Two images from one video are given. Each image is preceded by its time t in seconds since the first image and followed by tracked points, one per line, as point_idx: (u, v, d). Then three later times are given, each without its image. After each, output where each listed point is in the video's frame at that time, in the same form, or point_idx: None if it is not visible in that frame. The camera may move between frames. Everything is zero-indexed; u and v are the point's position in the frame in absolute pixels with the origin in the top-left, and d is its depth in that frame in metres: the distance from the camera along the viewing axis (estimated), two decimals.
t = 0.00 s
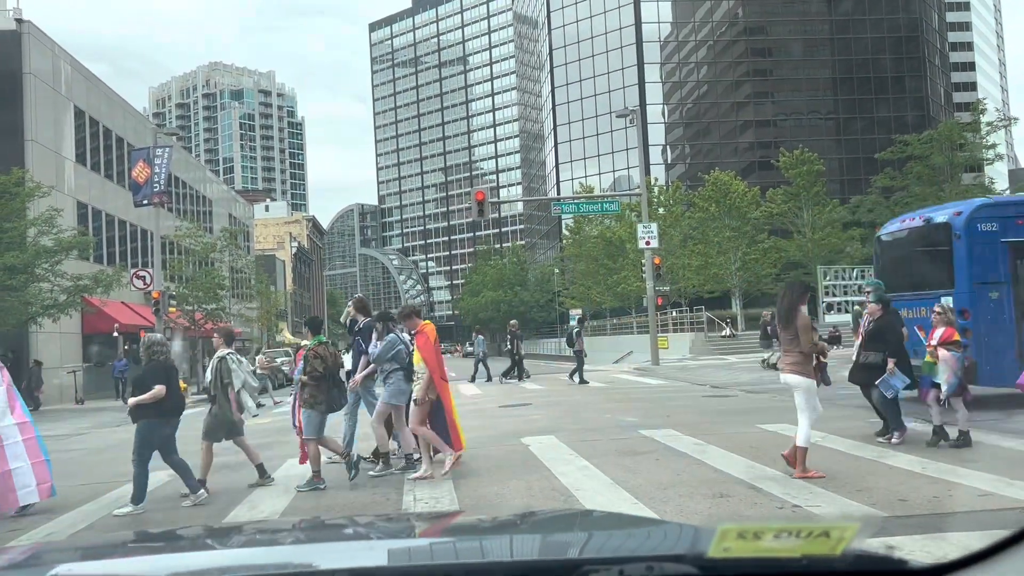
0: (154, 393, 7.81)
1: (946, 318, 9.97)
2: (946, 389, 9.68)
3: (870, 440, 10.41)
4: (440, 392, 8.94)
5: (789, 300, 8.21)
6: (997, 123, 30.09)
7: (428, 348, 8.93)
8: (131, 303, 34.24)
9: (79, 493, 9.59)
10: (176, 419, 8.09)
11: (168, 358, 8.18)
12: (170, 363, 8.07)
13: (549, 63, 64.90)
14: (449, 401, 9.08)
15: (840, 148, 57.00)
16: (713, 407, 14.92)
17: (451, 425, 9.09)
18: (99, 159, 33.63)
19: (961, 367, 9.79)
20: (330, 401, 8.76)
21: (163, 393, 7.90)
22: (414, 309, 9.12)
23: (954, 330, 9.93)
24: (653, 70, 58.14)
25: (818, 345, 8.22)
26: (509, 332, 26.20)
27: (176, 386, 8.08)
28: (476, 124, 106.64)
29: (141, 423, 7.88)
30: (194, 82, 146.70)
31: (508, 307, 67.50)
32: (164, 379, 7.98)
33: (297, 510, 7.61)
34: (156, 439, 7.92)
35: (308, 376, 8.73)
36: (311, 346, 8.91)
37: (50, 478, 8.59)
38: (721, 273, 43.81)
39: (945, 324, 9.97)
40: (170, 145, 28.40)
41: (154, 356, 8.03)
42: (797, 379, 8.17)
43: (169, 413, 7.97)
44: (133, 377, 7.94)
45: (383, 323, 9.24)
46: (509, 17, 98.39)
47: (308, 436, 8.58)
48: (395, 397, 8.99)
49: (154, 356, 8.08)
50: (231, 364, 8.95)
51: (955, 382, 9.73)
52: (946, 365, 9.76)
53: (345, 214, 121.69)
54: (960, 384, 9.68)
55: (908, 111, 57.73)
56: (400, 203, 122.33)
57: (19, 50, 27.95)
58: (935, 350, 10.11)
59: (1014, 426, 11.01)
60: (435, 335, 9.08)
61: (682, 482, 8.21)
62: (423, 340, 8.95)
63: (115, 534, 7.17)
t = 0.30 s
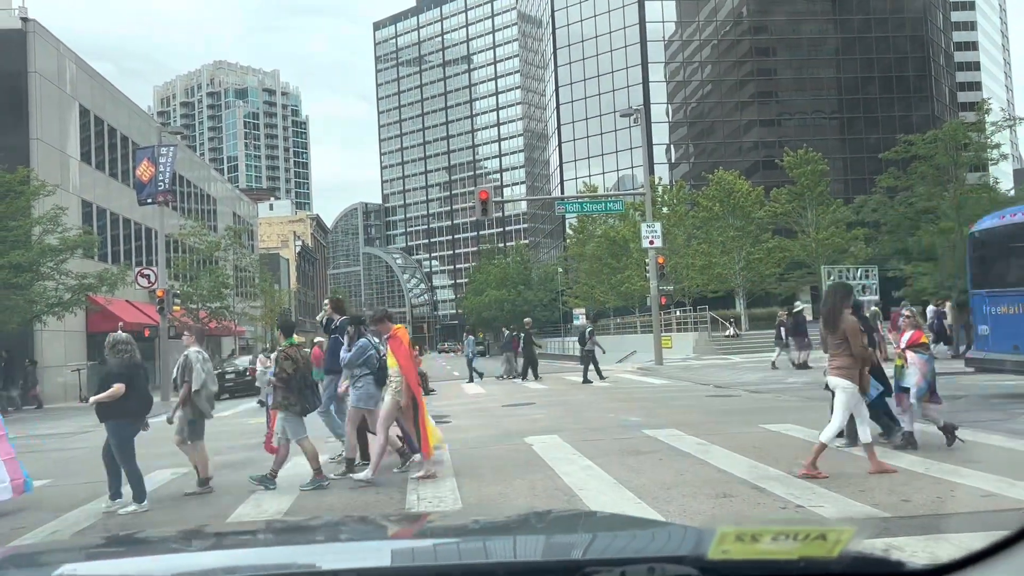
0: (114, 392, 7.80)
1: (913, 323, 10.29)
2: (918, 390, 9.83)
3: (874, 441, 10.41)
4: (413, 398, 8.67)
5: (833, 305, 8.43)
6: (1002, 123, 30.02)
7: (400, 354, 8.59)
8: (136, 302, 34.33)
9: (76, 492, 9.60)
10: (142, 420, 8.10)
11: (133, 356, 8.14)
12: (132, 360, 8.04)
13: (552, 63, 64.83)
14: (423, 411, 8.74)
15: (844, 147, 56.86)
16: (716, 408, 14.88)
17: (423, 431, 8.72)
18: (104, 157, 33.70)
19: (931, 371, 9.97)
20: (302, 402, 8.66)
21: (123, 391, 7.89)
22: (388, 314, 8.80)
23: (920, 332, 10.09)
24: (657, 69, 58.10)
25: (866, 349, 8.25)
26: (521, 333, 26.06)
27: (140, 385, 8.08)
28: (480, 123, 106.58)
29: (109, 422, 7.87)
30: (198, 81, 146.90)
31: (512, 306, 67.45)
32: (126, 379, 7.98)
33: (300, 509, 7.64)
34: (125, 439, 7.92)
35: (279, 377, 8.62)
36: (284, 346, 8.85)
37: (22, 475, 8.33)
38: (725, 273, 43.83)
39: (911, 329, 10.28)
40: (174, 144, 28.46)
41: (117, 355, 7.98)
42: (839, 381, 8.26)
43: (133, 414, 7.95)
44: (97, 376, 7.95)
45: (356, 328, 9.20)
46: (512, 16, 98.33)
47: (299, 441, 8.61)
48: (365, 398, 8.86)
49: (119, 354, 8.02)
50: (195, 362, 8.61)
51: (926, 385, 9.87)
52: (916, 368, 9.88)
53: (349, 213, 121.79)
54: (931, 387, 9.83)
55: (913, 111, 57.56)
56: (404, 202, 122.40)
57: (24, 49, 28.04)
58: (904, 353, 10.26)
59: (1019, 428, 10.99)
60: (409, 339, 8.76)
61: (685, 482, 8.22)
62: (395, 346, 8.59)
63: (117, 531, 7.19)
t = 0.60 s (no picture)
0: (79, 397, 7.88)
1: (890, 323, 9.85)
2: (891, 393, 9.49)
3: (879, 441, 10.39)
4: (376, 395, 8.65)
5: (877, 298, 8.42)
6: (1006, 123, 29.97)
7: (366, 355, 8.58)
8: (139, 300, 34.40)
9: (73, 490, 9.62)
10: (108, 422, 8.18)
11: (99, 359, 8.21)
12: (97, 364, 8.12)
13: (555, 63, 64.77)
14: (390, 404, 8.91)
15: (848, 147, 56.79)
16: (719, 408, 14.81)
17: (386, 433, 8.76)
18: (107, 156, 33.76)
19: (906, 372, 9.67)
20: (271, 402, 8.82)
21: (89, 396, 7.97)
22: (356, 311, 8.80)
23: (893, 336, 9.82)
24: (660, 69, 58.02)
25: (901, 338, 8.24)
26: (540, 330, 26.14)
27: (106, 389, 8.16)
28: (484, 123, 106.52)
29: (73, 428, 7.93)
30: (202, 80, 147.00)
31: (514, 305, 67.32)
32: (91, 383, 8.06)
33: (302, 507, 7.65)
34: (91, 441, 8.02)
35: (253, 377, 8.80)
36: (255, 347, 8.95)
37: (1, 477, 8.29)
38: (728, 273, 43.80)
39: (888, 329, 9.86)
40: (177, 142, 28.48)
41: (83, 360, 8.05)
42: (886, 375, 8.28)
43: (98, 418, 8.04)
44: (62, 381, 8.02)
45: (325, 325, 9.13)
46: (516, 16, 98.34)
47: (246, 437, 8.65)
48: (339, 398, 8.84)
49: (85, 359, 8.09)
50: (165, 366, 8.66)
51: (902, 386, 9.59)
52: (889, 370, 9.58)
53: (351, 213, 121.86)
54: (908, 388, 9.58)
55: (917, 111, 57.46)
56: (407, 202, 122.42)
57: (28, 47, 28.07)
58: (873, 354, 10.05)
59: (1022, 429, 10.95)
60: (377, 338, 8.68)
61: (687, 481, 8.20)
62: (361, 344, 8.55)
63: (116, 528, 7.21)
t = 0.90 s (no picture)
0: (47, 397, 7.83)
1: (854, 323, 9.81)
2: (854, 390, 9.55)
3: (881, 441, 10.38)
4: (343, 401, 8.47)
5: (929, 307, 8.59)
6: (1008, 123, 29.94)
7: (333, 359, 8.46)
8: (141, 299, 34.46)
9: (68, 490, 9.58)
10: (75, 423, 8.14)
11: (65, 359, 8.14)
12: (64, 364, 8.06)
13: (557, 62, 64.70)
14: (354, 415, 8.52)
15: (850, 147, 56.73)
16: (722, 408, 14.78)
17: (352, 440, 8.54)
18: (110, 155, 33.78)
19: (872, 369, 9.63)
20: (240, 407, 8.77)
21: (57, 397, 7.92)
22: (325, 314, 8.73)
23: (863, 334, 9.72)
24: (662, 68, 58.00)
25: (952, 342, 8.44)
26: (552, 329, 26.17)
27: (73, 389, 8.11)
28: (486, 122, 106.43)
29: (38, 428, 7.89)
30: (204, 79, 146.95)
31: (516, 305, 67.29)
32: (58, 382, 7.99)
33: (303, 506, 7.66)
34: (57, 441, 7.98)
35: (221, 381, 8.75)
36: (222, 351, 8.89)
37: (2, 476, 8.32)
38: (730, 273, 43.72)
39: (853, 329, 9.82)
40: (179, 142, 28.46)
41: (49, 361, 7.99)
42: (942, 376, 8.38)
43: (63, 419, 7.98)
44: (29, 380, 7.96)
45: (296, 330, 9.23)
46: (518, 15, 98.35)
47: (214, 441, 8.63)
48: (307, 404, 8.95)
49: (50, 359, 8.03)
50: (136, 362, 8.74)
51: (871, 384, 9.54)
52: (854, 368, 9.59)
53: (354, 212, 121.92)
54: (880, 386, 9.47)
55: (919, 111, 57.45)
56: (409, 201, 122.44)
57: (31, 46, 28.13)
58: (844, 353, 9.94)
59: None
60: (346, 342, 8.53)
61: (689, 481, 8.20)
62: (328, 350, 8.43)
63: (118, 527, 7.24)
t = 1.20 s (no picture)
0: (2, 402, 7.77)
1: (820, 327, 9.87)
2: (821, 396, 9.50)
3: (883, 440, 10.38)
4: (303, 397, 8.78)
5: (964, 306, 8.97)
6: (1010, 122, 29.93)
7: (297, 357, 8.76)
8: (141, 299, 34.45)
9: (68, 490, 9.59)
10: (27, 426, 8.06)
11: (22, 363, 8.07)
12: (22, 367, 8.00)
13: (558, 61, 64.63)
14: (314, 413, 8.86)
15: (851, 146, 56.75)
16: (723, 408, 14.76)
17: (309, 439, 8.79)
18: (110, 154, 33.78)
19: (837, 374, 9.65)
20: (203, 408, 8.77)
21: (11, 401, 7.86)
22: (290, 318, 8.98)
23: (828, 338, 9.74)
24: (663, 67, 57.98)
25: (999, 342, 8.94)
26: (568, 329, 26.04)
27: (28, 393, 8.04)
28: (486, 121, 106.43)
29: None
30: (205, 79, 146.91)
31: (517, 304, 67.28)
32: (13, 387, 7.93)
33: (305, 506, 7.66)
34: (13, 444, 7.94)
35: (181, 381, 8.73)
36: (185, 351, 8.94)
37: None
38: (730, 272, 43.70)
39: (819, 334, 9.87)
40: (180, 142, 28.49)
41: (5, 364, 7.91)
42: (980, 371, 8.92)
43: (16, 421, 7.95)
44: None
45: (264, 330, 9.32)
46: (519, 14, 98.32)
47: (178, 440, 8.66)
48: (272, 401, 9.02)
49: (6, 363, 7.95)
50: (103, 369, 8.72)
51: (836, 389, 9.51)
52: (822, 373, 9.58)
53: (354, 212, 121.96)
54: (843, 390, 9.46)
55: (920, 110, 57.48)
56: (410, 201, 122.48)
57: (31, 46, 28.14)
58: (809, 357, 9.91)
59: None
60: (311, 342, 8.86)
61: (691, 482, 8.19)
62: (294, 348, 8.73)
63: (118, 527, 7.24)
